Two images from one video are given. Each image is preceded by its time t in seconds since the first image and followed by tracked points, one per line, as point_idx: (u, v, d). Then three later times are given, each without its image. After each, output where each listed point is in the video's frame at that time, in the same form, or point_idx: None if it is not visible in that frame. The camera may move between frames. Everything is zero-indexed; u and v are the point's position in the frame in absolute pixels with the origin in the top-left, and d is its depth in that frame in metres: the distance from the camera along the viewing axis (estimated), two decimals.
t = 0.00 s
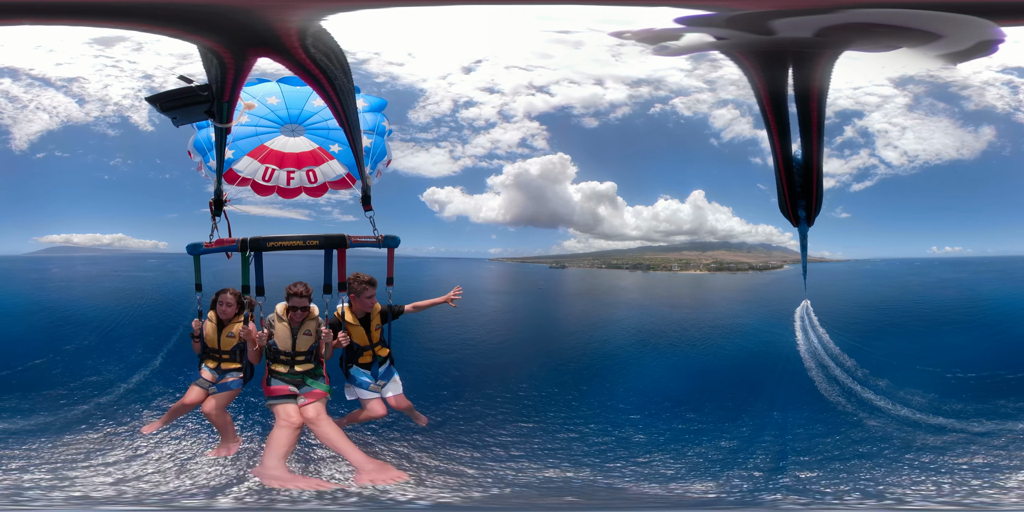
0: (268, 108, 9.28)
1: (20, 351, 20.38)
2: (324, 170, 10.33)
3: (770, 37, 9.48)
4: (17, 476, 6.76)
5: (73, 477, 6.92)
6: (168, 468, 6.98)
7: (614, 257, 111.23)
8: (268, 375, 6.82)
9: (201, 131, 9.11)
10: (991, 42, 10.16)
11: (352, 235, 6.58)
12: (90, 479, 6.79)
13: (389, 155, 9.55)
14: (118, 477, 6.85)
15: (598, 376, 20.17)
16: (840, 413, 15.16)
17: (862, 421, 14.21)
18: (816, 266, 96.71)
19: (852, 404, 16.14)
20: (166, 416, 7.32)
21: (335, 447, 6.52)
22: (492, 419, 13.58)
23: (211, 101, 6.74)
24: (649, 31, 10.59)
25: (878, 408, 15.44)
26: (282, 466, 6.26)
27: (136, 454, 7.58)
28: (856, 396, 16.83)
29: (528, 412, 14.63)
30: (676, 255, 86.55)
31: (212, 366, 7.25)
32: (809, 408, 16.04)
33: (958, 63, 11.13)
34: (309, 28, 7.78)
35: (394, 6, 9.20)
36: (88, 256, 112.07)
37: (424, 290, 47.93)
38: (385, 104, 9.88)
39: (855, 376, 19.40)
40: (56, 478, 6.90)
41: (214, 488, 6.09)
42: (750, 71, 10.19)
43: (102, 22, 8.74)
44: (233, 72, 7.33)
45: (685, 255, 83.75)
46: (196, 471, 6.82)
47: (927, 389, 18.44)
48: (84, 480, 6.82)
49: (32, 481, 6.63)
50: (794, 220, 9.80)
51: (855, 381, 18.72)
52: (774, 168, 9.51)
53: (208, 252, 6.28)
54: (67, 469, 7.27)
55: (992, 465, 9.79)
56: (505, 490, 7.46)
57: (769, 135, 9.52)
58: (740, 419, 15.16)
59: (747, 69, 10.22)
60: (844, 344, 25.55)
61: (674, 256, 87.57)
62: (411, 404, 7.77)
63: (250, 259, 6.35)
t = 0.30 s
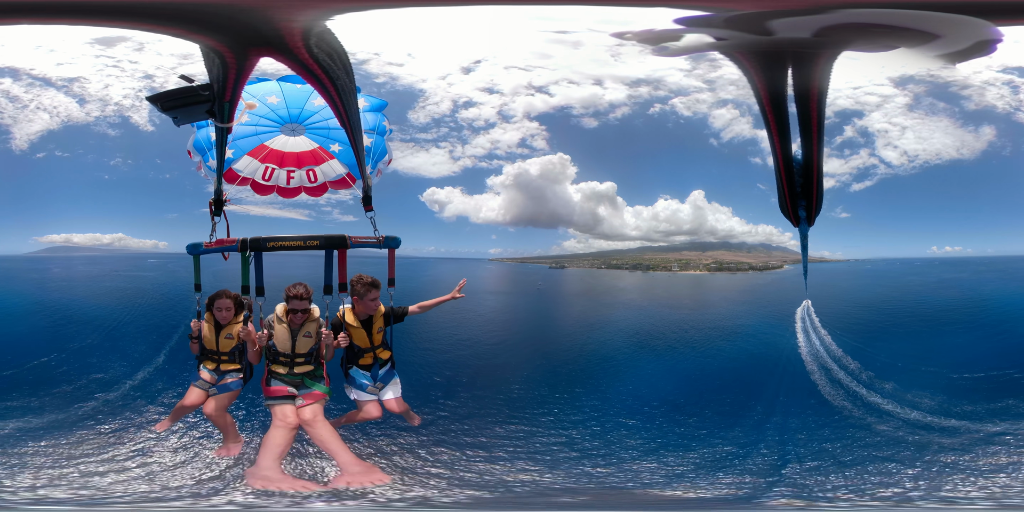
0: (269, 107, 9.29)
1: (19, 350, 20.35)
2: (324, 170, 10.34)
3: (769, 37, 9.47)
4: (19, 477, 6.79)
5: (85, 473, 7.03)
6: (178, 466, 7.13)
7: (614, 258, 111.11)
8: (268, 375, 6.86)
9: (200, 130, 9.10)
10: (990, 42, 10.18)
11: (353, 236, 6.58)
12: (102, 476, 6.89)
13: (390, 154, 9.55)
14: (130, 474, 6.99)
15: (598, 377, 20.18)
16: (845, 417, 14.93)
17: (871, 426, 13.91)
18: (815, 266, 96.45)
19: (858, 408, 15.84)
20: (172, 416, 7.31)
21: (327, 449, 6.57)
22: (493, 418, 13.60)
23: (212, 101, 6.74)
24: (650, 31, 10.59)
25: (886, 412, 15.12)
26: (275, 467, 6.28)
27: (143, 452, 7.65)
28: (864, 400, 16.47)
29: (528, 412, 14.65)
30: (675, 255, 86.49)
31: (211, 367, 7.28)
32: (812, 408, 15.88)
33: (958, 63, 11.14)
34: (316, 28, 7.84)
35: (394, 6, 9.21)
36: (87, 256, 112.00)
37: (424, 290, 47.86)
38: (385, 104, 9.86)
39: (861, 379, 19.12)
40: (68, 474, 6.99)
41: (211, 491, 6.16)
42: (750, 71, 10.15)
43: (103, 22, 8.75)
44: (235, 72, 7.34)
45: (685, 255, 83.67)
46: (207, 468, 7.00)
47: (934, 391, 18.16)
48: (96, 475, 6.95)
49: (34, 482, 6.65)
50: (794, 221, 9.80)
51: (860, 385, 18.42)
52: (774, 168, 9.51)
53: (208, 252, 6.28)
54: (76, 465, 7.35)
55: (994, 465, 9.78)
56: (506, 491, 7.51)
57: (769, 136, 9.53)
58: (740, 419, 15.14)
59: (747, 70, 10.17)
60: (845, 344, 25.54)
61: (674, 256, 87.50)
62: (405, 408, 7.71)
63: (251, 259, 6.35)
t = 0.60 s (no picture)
0: (269, 106, 9.31)
1: (17, 351, 20.29)
2: (325, 168, 10.34)
3: (777, 37, 9.50)
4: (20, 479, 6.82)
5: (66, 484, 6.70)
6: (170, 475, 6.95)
7: (614, 258, 110.98)
8: (269, 380, 6.88)
9: (200, 130, 9.09)
10: (993, 43, 10.19)
11: (354, 236, 6.57)
12: (84, 486, 6.58)
13: (390, 153, 9.53)
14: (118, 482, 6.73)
15: (599, 377, 20.23)
16: (854, 421, 14.48)
17: (880, 430, 13.55)
18: (816, 267, 96.38)
19: (864, 410, 15.51)
20: (155, 425, 7.16)
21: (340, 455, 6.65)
22: (494, 418, 13.67)
23: (211, 101, 6.72)
24: (656, 30, 10.60)
25: (892, 415, 14.85)
26: (282, 474, 6.32)
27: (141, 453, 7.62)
28: (871, 402, 16.12)
29: (529, 412, 14.70)
30: (675, 255, 86.42)
31: (210, 372, 7.21)
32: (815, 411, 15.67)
33: (961, 63, 11.15)
34: (307, 28, 7.88)
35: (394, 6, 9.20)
36: (87, 256, 111.83)
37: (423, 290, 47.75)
38: (386, 103, 9.85)
39: (868, 382, 18.70)
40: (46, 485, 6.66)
41: (209, 493, 6.17)
42: (755, 71, 10.07)
43: (100, 22, 8.72)
44: (232, 72, 7.31)
45: (685, 255, 83.60)
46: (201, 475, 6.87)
47: (943, 393, 17.81)
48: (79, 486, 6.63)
49: (35, 484, 6.70)
50: (797, 221, 9.83)
51: (867, 387, 17.98)
52: (777, 168, 9.50)
53: (209, 253, 6.27)
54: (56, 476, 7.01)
55: (993, 468, 9.77)
56: (508, 492, 7.60)
57: (773, 136, 9.51)
58: (741, 420, 15.12)
59: (753, 71, 10.10)
60: (845, 344, 25.58)
61: (674, 256, 87.40)
62: (412, 408, 7.77)
63: (251, 260, 6.34)
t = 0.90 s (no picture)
0: (269, 106, 9.33)
1: (17, 350, 20.30)
2: (325, 167, 10.37)
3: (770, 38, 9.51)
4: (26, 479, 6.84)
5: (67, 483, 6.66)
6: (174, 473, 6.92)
7: (614, 258, 110.94)
8: (269, 381, 6.88)
9: (201, 130, 9.10)
10: (991, 42, 10.16)
11: (354, 236, 6.57)
12: (87, 486, 6.59)
13: (391, 153, 9.57)
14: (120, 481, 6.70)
15: (599, 377, 20.29)
16: (860, 427, 14.03)
17: (884, 431, 13.45)
18: (816, 267, 96.31)
19: (870, 415, 15.15)
20: (156, 424, 7.18)
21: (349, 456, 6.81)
22: (495, 417, 13.71)
23: (213, 100, 6.74)
24: (653, 31, 10.61)
25: (891, 415, 14.90)
26: (292, 476, 6.36)
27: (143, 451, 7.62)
28: (879, 406, 15.90)
29: (530, 412, 14.75)
30: (675, 255, 86.16)
31: (211, 371, 7.21)
32: (817, 412, 15.50)
33: (959, 63, 11.15)
34: (313, 28, 7.78)
35: (393, 6, 9.21)
36: (87, 256, 111.66)
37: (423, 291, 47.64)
38: (387, 102, 9.85)
39: (875, 386, 18.18)
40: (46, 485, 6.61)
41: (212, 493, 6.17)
42: (753, 72, 10.06)
43: (101, 22, 8.74)
44: (234, 72, 7.29)
45: (685, 255, 83.60)
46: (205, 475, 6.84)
47: (951, 396, 17.35)
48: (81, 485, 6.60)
49: (42, 483, 6.74)
50: (797, 222, 9.88)
51: (873, 392, 17.52)
52: (777, 169, 9.52)
53: (209, 252, 6.29)
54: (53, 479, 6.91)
55: (993, 470, 9.75)
56: (510, 491, 7.65)
57: (772, 137, 9.53)
58: (740, 420, 15.05)
59: (750, 71, 10.11)
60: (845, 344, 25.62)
61: (674, 256, 87.24)
62: (417, 408, 7.79)
63: (251, 260, 6.35)
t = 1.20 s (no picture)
0: (270, 106, 9.34)
1: (17, 350, 20.32)
2: (327, 167, 10.43)
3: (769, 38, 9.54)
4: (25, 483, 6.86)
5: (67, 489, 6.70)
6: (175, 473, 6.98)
7: (613, 258, 110.89)
8: (270, 381, 6.88)
9: (202, 129, 9.14)
10: (991, 42, 10.17)
11: (354, 235, 6.58)
12: (89, 488, 6.62)
13: (392, 153, 9.60)
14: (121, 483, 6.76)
15: (600, 378, 20.35)
16: (870, 430, 13.67)
17: (882, 431, 13.52)
18: (817, 267, 96.24)
19: (874, 418, 14.92)
20: (158, 423, 7.20)
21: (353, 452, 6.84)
22: (495, 417, 13.76)
23: (213, 100, 6.77)
24: (653, 31, 10.64)
25: (890, 415, 14.96)
26: (297, 471, 6.46)
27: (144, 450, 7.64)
28: (888, 408, 15.64)
29: (530, 411, 14.80)
30: (675, 255, 86.13)
31: (211, 370, 7.22)
32: (821, 414, 15.18)
33: (959, 62, 11.16)
34: (317, 28, 7.77)
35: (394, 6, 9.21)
36: (87, 256, 112.15)
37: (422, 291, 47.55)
38: (388, 102, 9.84)
39: (881, 389, 17.84)
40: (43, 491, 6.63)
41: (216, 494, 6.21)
42: (753, 72, 10.05)
43: (101, 21, 8.76)
44: (236, 72, 7.29)
45: (684, 255, 83.55)
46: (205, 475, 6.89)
47: (955, 397, 17.21)
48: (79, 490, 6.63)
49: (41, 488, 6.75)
50: (797, 222, 9.93)
51: (879, 395, 17.17)
52: (777, 169, 9.53)
53: (210, 252, 6.30)
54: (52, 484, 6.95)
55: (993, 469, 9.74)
56: (510, 490, 7.71)
57: (773, 137, 9.52)
58: (740, 419, 15.12)
59: (750, 71, 10.09)
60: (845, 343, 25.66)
61: (674, 255, 87.14)
62: (419, 404, 7.82)
63: (252, 260, 6.35)
